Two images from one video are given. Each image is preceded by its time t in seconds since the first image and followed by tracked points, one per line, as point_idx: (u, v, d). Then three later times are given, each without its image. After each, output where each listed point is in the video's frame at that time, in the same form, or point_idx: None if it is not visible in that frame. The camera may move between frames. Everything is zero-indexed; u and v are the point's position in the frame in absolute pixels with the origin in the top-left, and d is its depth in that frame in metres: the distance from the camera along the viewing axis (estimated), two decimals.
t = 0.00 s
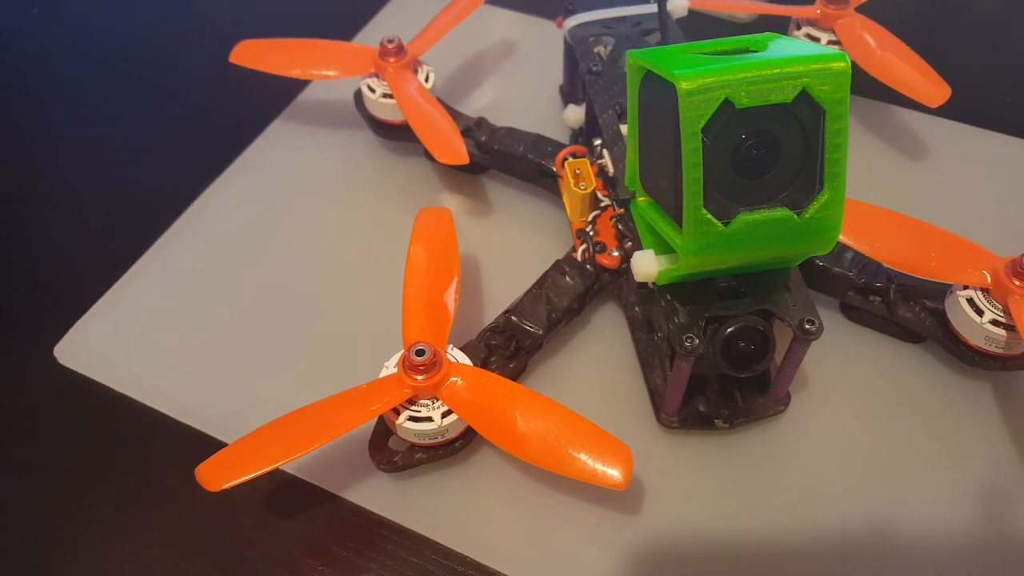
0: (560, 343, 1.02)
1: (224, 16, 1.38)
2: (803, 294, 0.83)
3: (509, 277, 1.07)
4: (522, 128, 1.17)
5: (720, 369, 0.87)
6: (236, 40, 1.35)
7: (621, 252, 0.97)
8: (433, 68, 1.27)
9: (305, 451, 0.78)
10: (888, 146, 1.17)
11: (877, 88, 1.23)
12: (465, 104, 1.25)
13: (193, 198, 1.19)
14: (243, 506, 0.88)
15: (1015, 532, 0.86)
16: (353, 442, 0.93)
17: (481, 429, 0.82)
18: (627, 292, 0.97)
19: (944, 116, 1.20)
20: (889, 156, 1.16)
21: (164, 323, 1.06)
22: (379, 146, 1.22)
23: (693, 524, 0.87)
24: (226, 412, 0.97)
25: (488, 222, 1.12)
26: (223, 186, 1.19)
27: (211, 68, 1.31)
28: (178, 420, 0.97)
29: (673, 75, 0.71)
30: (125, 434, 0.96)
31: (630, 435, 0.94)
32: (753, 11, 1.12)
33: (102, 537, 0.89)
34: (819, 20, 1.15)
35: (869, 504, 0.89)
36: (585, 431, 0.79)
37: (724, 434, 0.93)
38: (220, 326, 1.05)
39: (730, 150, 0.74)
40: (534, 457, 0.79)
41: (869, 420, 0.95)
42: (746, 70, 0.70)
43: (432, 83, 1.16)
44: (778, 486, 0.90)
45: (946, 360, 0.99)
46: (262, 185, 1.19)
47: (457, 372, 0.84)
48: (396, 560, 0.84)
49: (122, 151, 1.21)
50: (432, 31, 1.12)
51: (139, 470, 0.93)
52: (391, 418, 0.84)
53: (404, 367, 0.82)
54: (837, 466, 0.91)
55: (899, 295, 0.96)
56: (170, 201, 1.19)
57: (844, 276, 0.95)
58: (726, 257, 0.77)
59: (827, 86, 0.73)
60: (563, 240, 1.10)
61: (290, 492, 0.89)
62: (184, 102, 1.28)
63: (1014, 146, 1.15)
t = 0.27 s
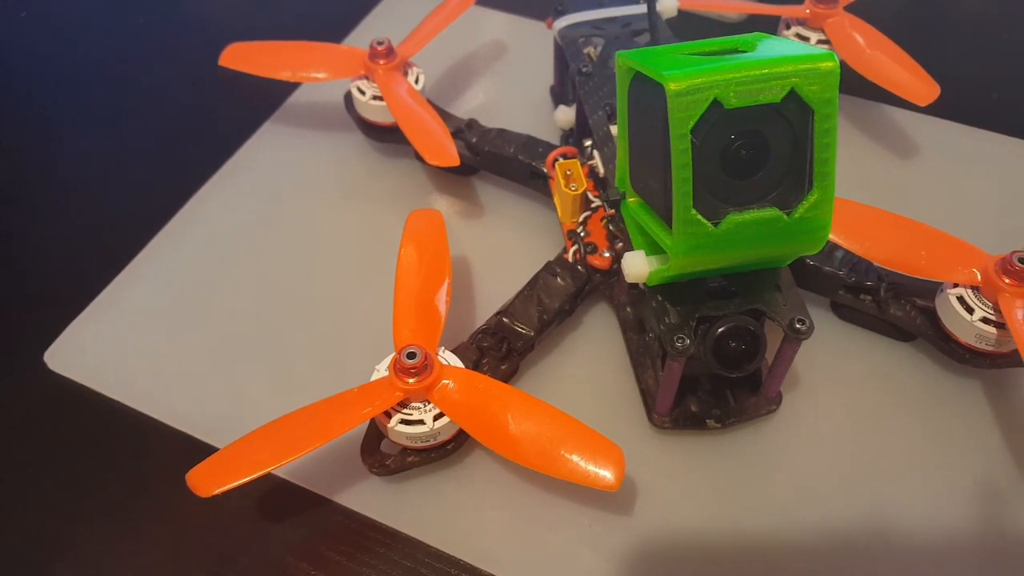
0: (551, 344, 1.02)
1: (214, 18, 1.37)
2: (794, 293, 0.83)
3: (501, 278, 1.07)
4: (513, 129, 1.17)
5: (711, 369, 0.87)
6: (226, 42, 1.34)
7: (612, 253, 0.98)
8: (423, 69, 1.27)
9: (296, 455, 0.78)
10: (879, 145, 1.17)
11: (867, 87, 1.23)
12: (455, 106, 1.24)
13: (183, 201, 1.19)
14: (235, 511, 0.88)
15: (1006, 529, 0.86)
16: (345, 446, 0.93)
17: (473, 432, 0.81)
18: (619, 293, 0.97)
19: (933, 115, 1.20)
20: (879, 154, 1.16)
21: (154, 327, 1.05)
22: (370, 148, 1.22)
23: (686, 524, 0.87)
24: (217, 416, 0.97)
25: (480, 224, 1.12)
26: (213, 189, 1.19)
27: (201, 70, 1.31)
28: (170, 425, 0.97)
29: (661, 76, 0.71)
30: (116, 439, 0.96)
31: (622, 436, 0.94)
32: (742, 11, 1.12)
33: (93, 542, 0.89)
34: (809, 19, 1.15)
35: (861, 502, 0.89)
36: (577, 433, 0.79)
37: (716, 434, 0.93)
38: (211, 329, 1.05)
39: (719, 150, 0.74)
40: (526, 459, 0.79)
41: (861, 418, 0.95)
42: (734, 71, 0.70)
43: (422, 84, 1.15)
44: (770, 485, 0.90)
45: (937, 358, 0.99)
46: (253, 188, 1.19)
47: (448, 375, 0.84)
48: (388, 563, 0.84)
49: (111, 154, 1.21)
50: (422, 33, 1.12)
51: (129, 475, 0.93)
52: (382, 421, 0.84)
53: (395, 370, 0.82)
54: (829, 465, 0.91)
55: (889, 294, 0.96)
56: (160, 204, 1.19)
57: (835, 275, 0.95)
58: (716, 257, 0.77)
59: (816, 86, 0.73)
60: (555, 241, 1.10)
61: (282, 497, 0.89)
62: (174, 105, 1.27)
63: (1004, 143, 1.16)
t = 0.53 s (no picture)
0: (544, 345, 1.01)
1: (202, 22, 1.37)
2: (784, 293, 0.83)
3: (493, 280, 1.07)
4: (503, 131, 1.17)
5: (702, 370, 0.87)
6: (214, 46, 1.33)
7: (604, 254, 0.97)
8: (413, 72, 1.27)
9: (288, 461, 0.77)
10: (869, 144, 1.17)
11: (857, 86, 1.23)
12: (445, 108, 1.24)
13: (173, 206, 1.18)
14: (227, 518, 0.88)
15: (999, 526, 0.87)
16: (337, 450, 0.92)
17: (465, 435, 0.81)
18: (611, 294, 0.97)
19: (922, 112, 1.20)
20: (869, 153, 1.16)
21: (144, 333, 1.05)
22: (360, 151, 1.22)
23: (679, 524, 0.88)
24: (208, 422, 0.96)
25: (471, 226, 1.12)
26: (203, 194, 1.18)
27: (189, 74, 1.30)
28: (161, 431, 0.96)
29: (650, 78, 0.71)
30: (107, 446, 0.95)
31: (615, 437, 0.94)
32: (731, 11, 1.12)
33: (85, 551, 0.88)
34: (798, 18, 1.15)
35: (853, 501, 0.89)
36: (569, 435, 0.79)
37: (708, 434, 0.93)
38: (202, 334, 1.04)
39: (708, 151, 0.73)
40: (518, 462, 0.79)
41: (853, 417, 0.95)
42: (722, 72, 0.70)
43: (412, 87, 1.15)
44: (763, 484, 0.90)
45: (929, 355, 0.99)
46: (243, 192, 1.18)
47: (440, 378, 0.83)
48: (381, 568, 0.84)
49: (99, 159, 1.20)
50: (411, 35, 1.12)
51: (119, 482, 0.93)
52: (374, 426, 0.84)
53: (386, 374, 0.82)
54: (821, 464, 0.92)
55: (880, 292, 0.96)
56: (150, 209, 1.18)
57: (825, 274, 0.96)
58: (707, 258, 0.77)
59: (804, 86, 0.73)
60: (546, 243, 1.10)
61: (274, 503, 0.88)
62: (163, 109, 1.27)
63: (992, 141, 1.16)
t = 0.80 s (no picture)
0: (534, 347, 1.01)
1: (187, 25, 1.36)
2: (773, 292, 0.83)
3: (482, 282, 1.06)
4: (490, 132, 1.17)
5: (692, 370, 0.87)
6: (199, 49, 1.33)
7: (593, 254, 0.97)
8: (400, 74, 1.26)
9: (277, 467, 0.77)
10: (855, 142, 1.17)
11: (843, 84, 1.24)
12: (433, 109, 1.24)
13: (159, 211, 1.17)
14: (217, 525, 0.87)
15: (987, 522, 0.87)
16: (327, 455, 0.92)
17: (455, 439, 0.81)
18: (600, 295, 0.97)
19: (908, 110, 1.21)
20: (856, 151, 1.16)
21: (132, 339, 1.04)
22: (348, 154, 1.21)
23: (671, 525, 0.88)
24: (197, 428, 0.96)
25: (459, 228, 1.12)
26: (190, 198, 1.18)
27: (175, 78, 1.30)
28: (149, 438, 0.95)
29: (636, 79, 0.71)
30: (95, 454, 0.95)
31: (605, 438, 0.94)
32: (717, 10, 1.12)
33: (74, 560, 0.88)
34: (784, 18, 1.15)
35: (844, 499, 0.89)
36: (560, 437, 0.79)
37: (699, 434, 0.93)
38: (190, 340, 1.03)
39: (694, 152, 0.73)
40: (509, 464, 0.79)
41: (842, 415, 0.95)
42: (708, 72, 0.70)
43: (399, 89, 1.15)
44: (754, 483, 0.90)
45: (917, 352, 0.99)
46: (230, 196, 1.18)
47: (430, 381, 0.83)
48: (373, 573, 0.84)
49: (85, 164, 1.19)
50: (397, 37, 1.11)
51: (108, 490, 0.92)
52: (364, 430, 0.83)
53: (376, 378, 0.82)
54: (811, 462, 0.92)
55: (869, 290, 0.96)
56: (136, 214, 1.17)
57: (814, 272, 0.96)
58: (695, 258, 0.77)
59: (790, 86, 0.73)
60: (535, 244, 1.10)
61: (264, 509, 0.88)
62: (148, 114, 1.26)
63: (977, 138, 1.17)
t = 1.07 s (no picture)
0: (528, 348, 1.01)
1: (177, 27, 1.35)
2: (766, 292, 0.83)
3: (476, 283, 1.06)
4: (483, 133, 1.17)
5: (686, 370, 0.87)
6: (191, 51, 1.32)
7: (586, 255, 0.97)
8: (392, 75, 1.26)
9: (271, 471, 0.77)
10: (848, 141, 1.18)
11: (835, 83, 1.24)
12: (425, 110, 1.24)
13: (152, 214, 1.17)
14: (211, 529, 0.87)
15: (982, 520, 0.87)
16: (321, 458, 0.92)
17: (449, 441, 0.81)
18: (594, 295, 0.97)
19: (901, 108, 1.21)
20: (848, 150, 1.17)
21: (124, 343, 1.03)
22: (341, 155, 1.21)
23: (666, 525, 0.88)
24: (191, 432, 0.95)
25: (453, 229, 1.11)
26: (182, 201, 1.17)
27: (166, 80, 1.29)
28: (142, 442, 0.95)
29: (627, 80, 0.71)
30: (89, 460, 0.94)
31: (600, 439, 0.94)
32: (710, 10, 1.12)
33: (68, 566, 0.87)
34: (776, 17, 1.15)
35: (838, 497, 0.89)
36: (554, 438, 0.79)
37: (693, 434, 0.93)
38: (182, 343, 1.03)
39: (687, 152, 0.73)
40: (503, 466, 0.79)
41: (836, 414, 0.95)
42: (700, 73, 0.70)
43: (392, 90, 1.14)
44: (748, 482, 0.91)
45: (910, 351, 0.99)
46: (222, 198, 1.17)
47: (423, 384, 0.83)
48: None
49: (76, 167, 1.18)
50: (390, 38, 1.11)
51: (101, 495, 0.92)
52: (358, 433, 0.83)
53: (369, 381, 0.81)
54: (806, 461, 0.92)
55: (862, 289, 0.96)
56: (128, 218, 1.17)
57: (807, 272, 0.96)
58: (688, 259, 0.77)
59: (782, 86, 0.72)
60: (529, 244, 1.09)
61: (258, 512, 0.88)
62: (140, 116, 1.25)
63: (968, 136, 1.17)
